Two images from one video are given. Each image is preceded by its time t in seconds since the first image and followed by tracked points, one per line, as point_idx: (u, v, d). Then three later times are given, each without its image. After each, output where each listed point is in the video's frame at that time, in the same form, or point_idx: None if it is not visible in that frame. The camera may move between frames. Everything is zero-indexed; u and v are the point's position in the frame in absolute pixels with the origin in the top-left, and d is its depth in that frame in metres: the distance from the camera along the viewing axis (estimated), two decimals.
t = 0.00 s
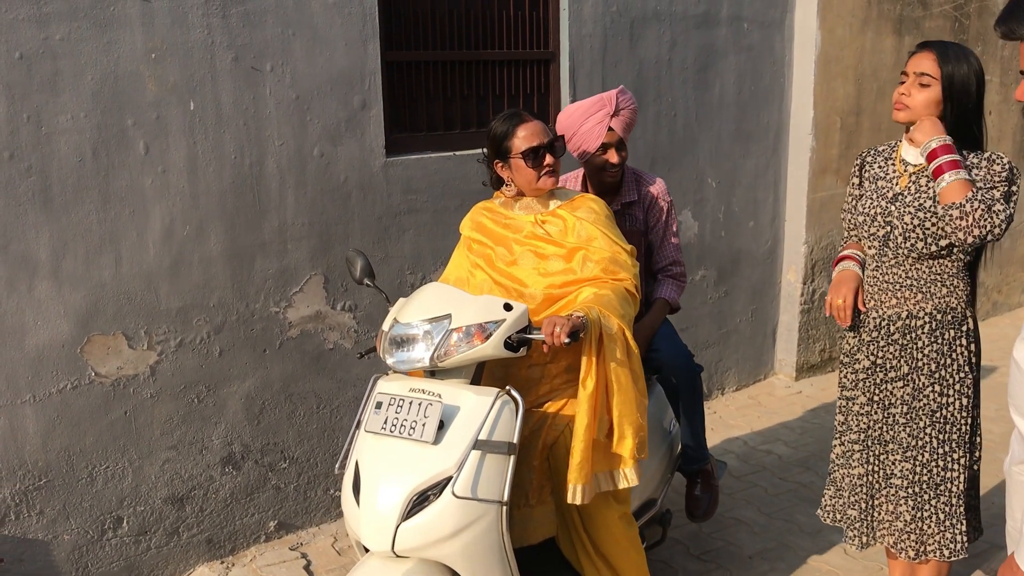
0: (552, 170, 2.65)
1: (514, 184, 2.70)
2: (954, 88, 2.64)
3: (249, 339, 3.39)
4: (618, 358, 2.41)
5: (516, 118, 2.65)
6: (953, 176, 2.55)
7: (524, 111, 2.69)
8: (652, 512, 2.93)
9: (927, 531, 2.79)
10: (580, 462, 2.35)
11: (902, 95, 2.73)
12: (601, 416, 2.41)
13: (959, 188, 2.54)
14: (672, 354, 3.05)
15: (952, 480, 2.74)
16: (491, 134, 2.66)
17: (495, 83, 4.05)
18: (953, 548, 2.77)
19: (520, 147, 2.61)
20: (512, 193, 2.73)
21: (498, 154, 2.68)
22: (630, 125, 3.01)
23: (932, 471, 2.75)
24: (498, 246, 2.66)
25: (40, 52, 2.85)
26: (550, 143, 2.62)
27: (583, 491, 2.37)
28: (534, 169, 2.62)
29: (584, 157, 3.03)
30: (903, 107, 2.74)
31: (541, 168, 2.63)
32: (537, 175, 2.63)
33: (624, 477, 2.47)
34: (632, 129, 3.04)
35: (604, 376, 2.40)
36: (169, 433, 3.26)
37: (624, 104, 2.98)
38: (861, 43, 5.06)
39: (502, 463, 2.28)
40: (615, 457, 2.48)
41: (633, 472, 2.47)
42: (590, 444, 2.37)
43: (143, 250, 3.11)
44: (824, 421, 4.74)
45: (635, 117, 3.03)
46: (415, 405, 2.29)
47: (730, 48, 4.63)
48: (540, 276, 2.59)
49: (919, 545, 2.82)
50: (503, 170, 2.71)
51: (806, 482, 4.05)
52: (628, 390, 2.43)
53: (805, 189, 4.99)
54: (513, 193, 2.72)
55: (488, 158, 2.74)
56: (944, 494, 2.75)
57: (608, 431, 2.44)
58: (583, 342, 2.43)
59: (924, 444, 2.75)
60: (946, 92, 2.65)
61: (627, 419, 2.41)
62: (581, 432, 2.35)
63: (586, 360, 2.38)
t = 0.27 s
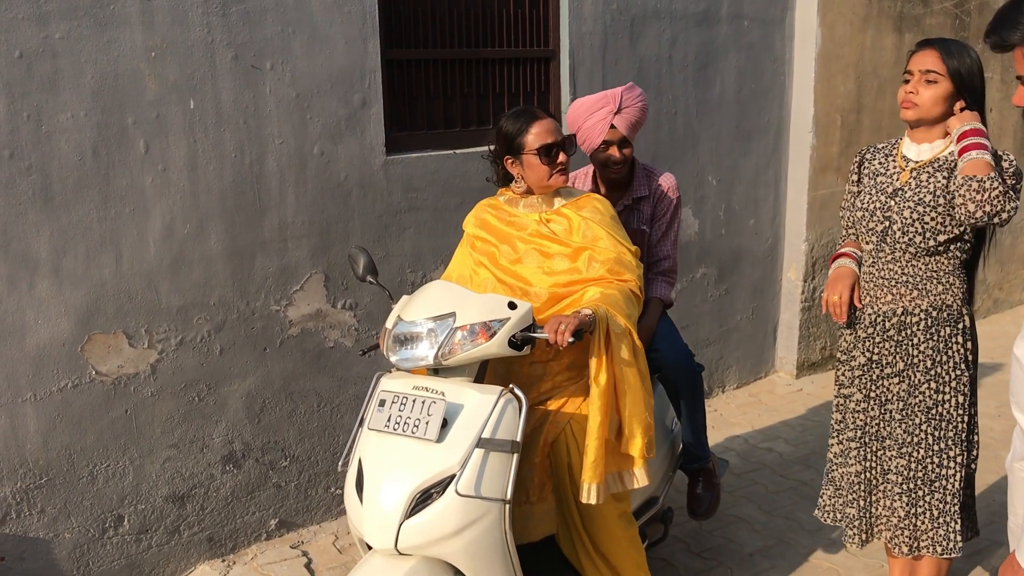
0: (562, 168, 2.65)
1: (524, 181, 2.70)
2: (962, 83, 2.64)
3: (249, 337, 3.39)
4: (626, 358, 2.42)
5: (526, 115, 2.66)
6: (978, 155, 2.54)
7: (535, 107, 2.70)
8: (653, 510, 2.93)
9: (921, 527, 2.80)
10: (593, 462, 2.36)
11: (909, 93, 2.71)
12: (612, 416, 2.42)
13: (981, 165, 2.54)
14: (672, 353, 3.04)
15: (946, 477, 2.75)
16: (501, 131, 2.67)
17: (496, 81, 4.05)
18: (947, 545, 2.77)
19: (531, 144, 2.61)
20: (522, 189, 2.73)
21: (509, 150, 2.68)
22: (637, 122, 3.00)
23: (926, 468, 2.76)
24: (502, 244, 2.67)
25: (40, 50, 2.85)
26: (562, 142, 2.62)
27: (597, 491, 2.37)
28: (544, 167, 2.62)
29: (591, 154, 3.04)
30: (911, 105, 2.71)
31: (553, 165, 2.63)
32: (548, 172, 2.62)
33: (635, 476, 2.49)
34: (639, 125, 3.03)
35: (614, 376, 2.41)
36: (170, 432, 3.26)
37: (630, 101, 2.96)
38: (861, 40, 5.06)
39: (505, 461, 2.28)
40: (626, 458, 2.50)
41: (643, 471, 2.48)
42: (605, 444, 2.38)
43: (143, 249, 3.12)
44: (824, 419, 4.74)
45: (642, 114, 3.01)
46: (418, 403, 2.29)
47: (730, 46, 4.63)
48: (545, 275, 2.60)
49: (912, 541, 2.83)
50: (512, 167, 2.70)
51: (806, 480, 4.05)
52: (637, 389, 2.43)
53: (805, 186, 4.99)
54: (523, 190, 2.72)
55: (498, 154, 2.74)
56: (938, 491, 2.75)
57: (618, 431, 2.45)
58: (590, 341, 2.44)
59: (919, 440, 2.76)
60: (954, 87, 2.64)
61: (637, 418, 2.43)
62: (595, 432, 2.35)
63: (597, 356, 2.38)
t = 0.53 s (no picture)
0: (565, 167, 2.65)
1: (528, 181, 2.69)
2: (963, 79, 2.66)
3: (250, 337, 3.39)
4: (626, 358, 2.42)
5: (529, 115, 2.66)
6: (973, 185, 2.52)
7: (538, 106, 2.69)
8: (654, 509, 2.93)
9: (924, 527, 2.80)
10: (597, 464, 2.36)
11: (913, 89, 2.70)
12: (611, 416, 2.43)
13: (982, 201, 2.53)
14: (666, 354, 3.05)
15: (949, 476, 2.75)
16: (504, 130, 2.68)
17: (495, 80, 4.05)
18: (950, 545, 2.78)
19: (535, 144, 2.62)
20: (524, 189, 2.71)
21: (513, 149, 2.66)
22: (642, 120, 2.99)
23: (929, 467, 2.76)
24: (501, 245, 2.68)
25: (39, 51, 2.85)
26: (568, 141, 2.63)
27: (600, 492, 2.37)
28: (547, 166, 2.63)
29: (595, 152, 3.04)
30: (915, 100, 2.70)
31: (557, 164, 2.63)
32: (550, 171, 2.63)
33: (636, 475, 2.49)
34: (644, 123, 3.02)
35: (614, 376, 2.41)
36: (170, 431, 3.26)
37: (632, 99, 2.95)
38: (861, 38, 5.06)
39: (506, 460, 2.29)
40: (627, 457, 2.50)
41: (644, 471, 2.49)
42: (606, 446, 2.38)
43: (144, 248, 3.12)
44: (825, 417, 4.74)
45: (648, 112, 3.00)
46: (418, 402, 2.29)
47: (730, 44, 4.63)
48: (545, 276, 2.60)
49: (916, 542, 2.83)
50: (517, 166, 2.69)
51: (807, 478, 4.05)
52: (637, 389, 2.43)
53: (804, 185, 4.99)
54: (525, 189, 2.71)
55: (500, 153, 2.74)
56: (943, 491, 2.76)
57: (618, 431, 2.46)
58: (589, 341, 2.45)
59: (922, 439, 2.76)
60: (955, 83, 2.66)
61: (638, 418, 2.43)
62: (597, 434, 2.35)
63: (595, 360, 2.38)
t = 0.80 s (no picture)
0: (561, 168, 2.66)
1: (521, 182, 2.71)
2: (946, 72, 2.70)
3: (246, 338, 3.39)
4: (621, 357, 2.42)
5: (526, 116, 2.66)
6: (947, 259, 2.62)
7: (534, 107, 2.70)
8: (651, 509, 2.93)
9: (926, 527, 2.79)
10: (587, 463, 2.36)
11: (898, 92, 2.72)
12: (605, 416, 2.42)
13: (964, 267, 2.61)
14: (660, 355, 3.05)
15: (949, 475, 2.74)
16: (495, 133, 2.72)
17: (491, 81, 4.05)
18: (951, 543, 2.78)
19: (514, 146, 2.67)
20: (519, 190, 2.71)
21: (509, 150, 2.67)
22: (636, 120, 2.98)
23: (930, 467, 2.76)
24: (498, 246, 2.68)
25: (35, 52, 2.85)
26: (563, 142, 2.64)
27: (592, 492, 2.37)
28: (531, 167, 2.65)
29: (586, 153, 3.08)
30: (901, 103, 2.72)
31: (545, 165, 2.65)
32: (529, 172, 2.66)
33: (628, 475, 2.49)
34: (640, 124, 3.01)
35: (609, 376, 2.41)
36: (167, 433, 3.26)
37: (617, 100, 2.95)
38: (856, 38, 5.07)
39: (503, 461, 2.29)
40: (619, 457, 2.50)
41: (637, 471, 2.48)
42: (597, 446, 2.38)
43: (140, 250, 3.12)
44: (821, 416, 4.74)
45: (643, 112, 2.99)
46: (416, 402, 2.30)
47: (725, 44, 4.63)
48: (542, 276, 2.61)
49: (917, 542, 2.82)
50: (512, 167, 2.70)
51: (804, 478, 4.06)
52: (632, 389, 2.43)
53: (800, 185, 4.99)
54: (521, 189, 2.71)
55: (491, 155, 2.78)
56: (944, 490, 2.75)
57: (613, 431, 2.46)
58: (586, 342, 2.44)
59: (923, 438, 2.76)
60: (938, 83, 2.69)
61: (632, 418, 2.43)
62: (587, 433, 2.36)
63: (591, 361, 2.39)
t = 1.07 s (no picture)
0: (545, 175, 2.66)
1: (505, 190, 2.70)
2: (924, 80, 2.73)
3: (226, 346, 3.36)
4: (603, 365, 2.42)
5: (509, 122, 2.66)
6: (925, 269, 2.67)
7: (518, 113, 2.70)
8: (633, 516, 2.94)
9: (908, 532, 2.81)
10: (565, 471, 2.36)
11: (888, 109, 2.72)
12: (586, 425, 2.42)
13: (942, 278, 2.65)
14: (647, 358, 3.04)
15: (933, 480, 2.76)
16: (481, 140, 2.68)
17: (472, 88, 4.05)
18: (932, 548, 2.79)
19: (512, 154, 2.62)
20: (502, 197, 2.71)
21: (492, 156, 2.67)
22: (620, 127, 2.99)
23: (913, 471, 2.78)
24: (481, 253, 2.68)
25: (11, 59, 2.83)
26: (544, 149, 2.64)
27: (568, 500, 2.37)
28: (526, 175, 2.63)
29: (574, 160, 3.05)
30: (892, 120, 2.73)
31: (536, 173, 2.63)
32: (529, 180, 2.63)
33: (607, 484, 2.49)
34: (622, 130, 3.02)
35: (590, 385, 2.41)
36: (146, 442, 3.23)
37: (609, 106, 2.94)
38: (835, 46, 5.11)
39: (486, 469, 2.28)
40: (598, 466, 2.50)
41: (618, 480, 2.48)
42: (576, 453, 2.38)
43: (118, 258, 3.09)
44: (802, 422, 4.76)
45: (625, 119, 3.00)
46: (397, 411, 2.29)
47: (706, 52, 4.66)
48: (524, 284, 2.60)
49: (898, 546, 2.84)
50: (495, 174, 2.69)
51: (785, 484, 4.07)
52: (613, 397, 2.43)
53: (781, 192, 5.02)
54: (504, 197, 2.71)
55: (478, 160, 2.74)
56: (926, 496, 2.77)
57: (593, 439, 2.45)
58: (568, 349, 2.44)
59: (907, 443, 2.77)
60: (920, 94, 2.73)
61: (613, 427, 2.43)
62: (566, 440, 2.36)
63: (572, 370, 2.39)
